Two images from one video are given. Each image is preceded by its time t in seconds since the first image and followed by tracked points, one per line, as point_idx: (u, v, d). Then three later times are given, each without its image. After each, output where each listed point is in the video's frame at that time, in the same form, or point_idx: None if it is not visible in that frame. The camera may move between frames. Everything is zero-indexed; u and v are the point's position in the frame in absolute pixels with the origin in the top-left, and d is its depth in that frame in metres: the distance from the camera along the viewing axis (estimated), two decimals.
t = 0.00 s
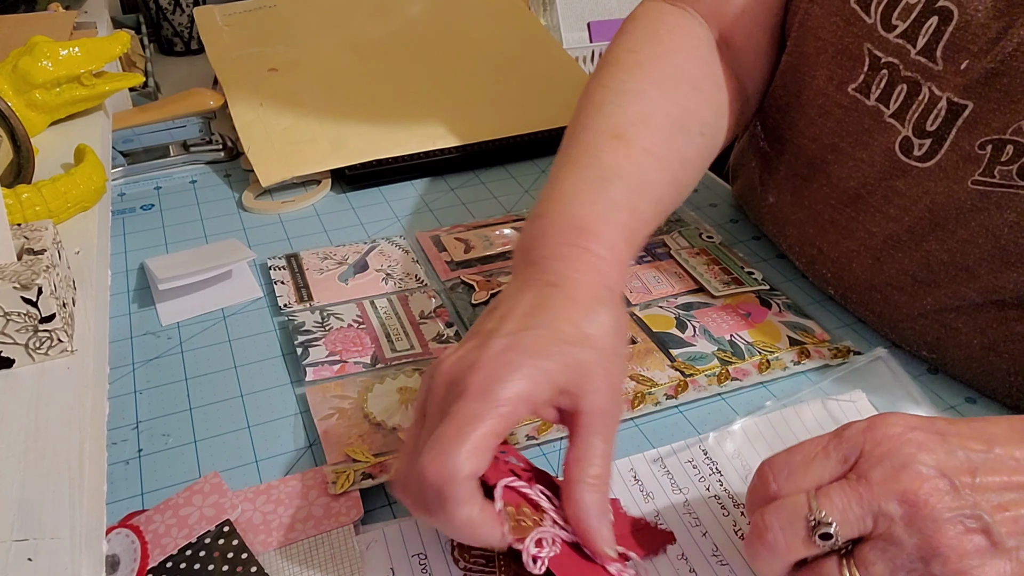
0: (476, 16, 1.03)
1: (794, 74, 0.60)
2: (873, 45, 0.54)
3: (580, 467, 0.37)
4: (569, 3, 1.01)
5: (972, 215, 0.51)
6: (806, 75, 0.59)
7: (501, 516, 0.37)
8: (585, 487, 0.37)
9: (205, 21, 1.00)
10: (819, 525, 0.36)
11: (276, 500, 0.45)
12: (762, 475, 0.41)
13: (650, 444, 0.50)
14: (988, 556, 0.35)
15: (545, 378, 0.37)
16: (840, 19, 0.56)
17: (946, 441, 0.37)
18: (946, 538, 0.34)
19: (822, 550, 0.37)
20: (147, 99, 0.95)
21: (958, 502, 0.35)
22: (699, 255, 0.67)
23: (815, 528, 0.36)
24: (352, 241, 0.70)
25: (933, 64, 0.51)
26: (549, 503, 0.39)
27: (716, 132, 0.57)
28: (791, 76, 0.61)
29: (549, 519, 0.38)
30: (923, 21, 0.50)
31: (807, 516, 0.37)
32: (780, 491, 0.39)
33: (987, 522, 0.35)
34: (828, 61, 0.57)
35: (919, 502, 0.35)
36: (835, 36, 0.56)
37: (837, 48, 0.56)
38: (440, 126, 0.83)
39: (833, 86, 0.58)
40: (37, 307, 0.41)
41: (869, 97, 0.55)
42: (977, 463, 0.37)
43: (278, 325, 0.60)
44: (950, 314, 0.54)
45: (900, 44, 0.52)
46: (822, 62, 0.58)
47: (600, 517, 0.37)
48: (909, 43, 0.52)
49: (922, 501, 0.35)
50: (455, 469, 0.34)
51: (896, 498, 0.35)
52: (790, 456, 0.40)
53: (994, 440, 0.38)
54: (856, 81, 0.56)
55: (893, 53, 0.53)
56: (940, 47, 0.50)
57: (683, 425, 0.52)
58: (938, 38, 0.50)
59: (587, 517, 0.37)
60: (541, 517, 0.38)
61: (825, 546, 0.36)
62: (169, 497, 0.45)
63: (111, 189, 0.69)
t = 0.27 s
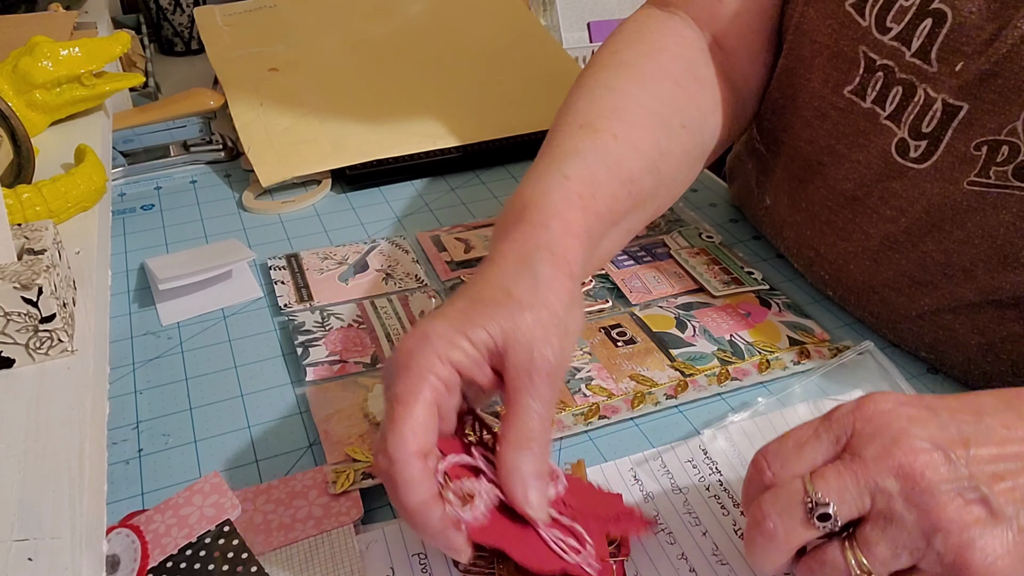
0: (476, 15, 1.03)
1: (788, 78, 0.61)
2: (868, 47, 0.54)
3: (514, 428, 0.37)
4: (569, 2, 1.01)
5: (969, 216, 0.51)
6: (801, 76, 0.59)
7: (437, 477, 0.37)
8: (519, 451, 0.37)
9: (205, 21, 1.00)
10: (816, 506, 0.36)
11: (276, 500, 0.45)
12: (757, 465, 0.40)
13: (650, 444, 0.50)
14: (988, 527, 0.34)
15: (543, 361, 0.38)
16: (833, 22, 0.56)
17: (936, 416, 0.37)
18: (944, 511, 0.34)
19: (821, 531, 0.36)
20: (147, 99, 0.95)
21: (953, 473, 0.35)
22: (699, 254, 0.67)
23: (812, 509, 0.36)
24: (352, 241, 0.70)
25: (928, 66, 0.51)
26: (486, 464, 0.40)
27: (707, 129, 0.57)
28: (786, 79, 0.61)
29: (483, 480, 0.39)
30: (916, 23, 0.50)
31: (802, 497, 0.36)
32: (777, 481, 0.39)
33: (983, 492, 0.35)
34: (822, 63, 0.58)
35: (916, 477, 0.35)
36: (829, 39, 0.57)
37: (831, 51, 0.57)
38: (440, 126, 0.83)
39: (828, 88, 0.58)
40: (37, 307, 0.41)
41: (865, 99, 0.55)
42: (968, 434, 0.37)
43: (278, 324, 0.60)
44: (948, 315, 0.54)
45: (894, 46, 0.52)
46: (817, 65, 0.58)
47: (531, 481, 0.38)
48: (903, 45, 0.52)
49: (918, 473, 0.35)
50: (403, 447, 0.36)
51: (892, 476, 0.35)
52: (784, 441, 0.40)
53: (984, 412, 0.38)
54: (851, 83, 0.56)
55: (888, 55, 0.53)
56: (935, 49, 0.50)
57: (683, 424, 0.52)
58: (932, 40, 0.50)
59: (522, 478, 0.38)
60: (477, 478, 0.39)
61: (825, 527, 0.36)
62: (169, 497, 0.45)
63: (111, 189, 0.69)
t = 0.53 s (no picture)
0: (476, 15, 1.03)
1: (791, 77, 0.61)
2: (867, 45, 0.54)
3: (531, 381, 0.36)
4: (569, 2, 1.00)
5: (968, 214, 0.51)
6: (802, 75, 0.59)
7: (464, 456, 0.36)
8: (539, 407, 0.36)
9: (205, 21, 1.00)
10: (829, 521, 0.37)
11: (276, 500, 0.45)
12: (763, 461, 0.40)
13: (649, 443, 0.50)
14: (993, 525, 0.34)
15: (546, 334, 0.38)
16: (835, 20, 0.56)
17: (939, 411, 0.37)
18: (946, 509, 0.34)
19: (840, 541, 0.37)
20: (147, 99, 0.95)
21: (956, 469, 0.35)
22: (699, 255, 0.67)
23: (826, 525, 0.37)
24: (352, 241, 0.70)
25: (926, 63, 0.51)
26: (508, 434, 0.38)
27: (703, 125, 0.57)
28: (788, 78, 0.61)
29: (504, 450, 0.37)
30: (915, 21, 0.50)
31: (815, 512, 0.38)
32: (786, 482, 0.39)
33: (988, 490, 0.34)
34: (823, 62, 0.57)
35: (919, 474, 0.35)
36: (830, 37, 0.56)
37: (831, 49, 0.57)
38: (440, 126, 0.83)
39: (828, 87, 0.58)
40: (37, 307, 0.41)
41: (864, 97, 0.55)
42: (973, 430, 0.36)
43: (278, 325, 0.60)
44: (948, 314, 0.54)
45: (893, 44, 0.52)
46: (817, 63, 0.58)
47: (549, 435, 0.35)
48: (902, 43, 0.52)
49: (921, 470, 0.35)
50: (435, 426, 0.35)
51: (894, 473, 0.35)
52: (789, 439, 0.40)
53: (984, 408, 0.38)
54: (851, 81, 0.56)
55: (887, 53, 0.53)
56: (934, 47, 0.50)
57: (683, 425, 0.52)
58: (931, 38, 0.50)
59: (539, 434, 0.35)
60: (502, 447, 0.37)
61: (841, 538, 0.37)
62: (169, 497, 0.45)
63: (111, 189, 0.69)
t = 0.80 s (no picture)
0: (476, 15, 1.03)
1: (795, 75, 0.60)
2: (873, 43, 0.54)
3: (586, 379, 0.37)
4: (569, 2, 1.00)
5: (973, 211, 0.51)
6: (807, 73, 0.59)
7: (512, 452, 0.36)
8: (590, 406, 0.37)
9: (205, 21, 1.00)
10: (812, 485, 0.37)
11: (276, 500, 0.45)
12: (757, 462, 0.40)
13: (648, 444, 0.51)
14: (977, 503, 0.34)
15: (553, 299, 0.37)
16: (840, 18, 0.55)
17: (934, 396, 0.37)
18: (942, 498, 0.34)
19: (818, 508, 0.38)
20: (147, 99, 0.95)
21: (945, 447, 0.35)
22: (699, 254, 0.67)
23: (809, 489, 0.37)
24: (352, 241, 0.70)
25: (933, 61, 0.51)
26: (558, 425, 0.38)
27: (714, 127, 0.57)
28: (793, 76, 0.61)
29: (548, 445, 0.38)
30: (922, 18, 0.50)
31: (800, 476, 0.38)
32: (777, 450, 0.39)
33: (975, 469, 0.34)
34: (828, 60, 0.57)
35: (905, 448, 0.35)
36: (836, 35, 0.56)
37: (837, 47, 0.56)
38: (440, 126, 0.83)
39: (834, 84, 0.58)
40: (37, 307, 0.41)
41: (870, 95, 0.55)
42: (966, 416, 0.36)
43: (278, 325, 0.60)
44: (952, 312, 0.54)
45: (899, 41, 0.52)
46: (823, 61, 0.58)
47: (594, 438, 0.37)
48: (908, 41, 0.52)
49: (909, 445, 0.35)
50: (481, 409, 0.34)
51: (881, 446, 0.36)
52: (789, 426, 0.39)
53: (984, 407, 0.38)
54: (857, 79, 0.56)
55: (893, 50, 0.53)
56: (940, 44, 0.50)
57: (681, 426, 0.52)
58: (937, 36, 0.50)
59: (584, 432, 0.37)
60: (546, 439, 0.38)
61: (820, 505, 0.37)
62: (169, 497, 0.45)
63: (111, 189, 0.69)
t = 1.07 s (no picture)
0: (476, 15, 1.03)
1: (796, 73, 0.60)
2: (873, 39, 0.54)
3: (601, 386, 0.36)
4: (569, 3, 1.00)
5: (973, 208, 0.51)
6: (807, 70, 0.59)
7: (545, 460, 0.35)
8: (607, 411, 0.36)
9: (205, 22, 1.00)
10: (803, 453, 0.37)
11: (276, 500, 0.45)
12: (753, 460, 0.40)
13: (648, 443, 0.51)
14: (972, 493, 0.34)
15: (571, 302, 0.35)
16: (841, 15, 0.56)
17: (937, 390, 0.38)
18: (940, 498, 0.34)
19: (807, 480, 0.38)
20: (147, 99, 0.95)
21: (945, 435, 0.35)
22: (699, 254, 0.67)
23: (799, 456, 0.38)
24: (352, 240, 0.70)
25: (933, 57, 0.51)
26: (565, 421, 0.36)
27: (714, 127, 0.57)
28: (794, 73, 0.61)
29: (564, 446, 0.36)
30: (923, 14, 0.50)
31: (793, 446, 0.38)
32: (777, 425, 0.40)
33: (973, 459, 0.35)
34: (829, 56, 0.57)
35: (906, 431, 0.35)
36: (836, 32, 0.56)
37: (837, 44, 0.56)
38: (441, 126, 0.83)
39: (834, 81, 0.58)
40: (37, 307, 0.41)
41: (870, 92, 0.55)
42: (965, 416, 0.36)
43: (278, 324, 0.60)
44: (952, 310, 0.54)
45: (900, 38, 0.52)
46: (823, 58, 0.58)
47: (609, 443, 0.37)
48: (909, 37, 0.52)
49: (909, 429, 0.35)
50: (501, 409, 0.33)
51: (881, 427, 0.36)
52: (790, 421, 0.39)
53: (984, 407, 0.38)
54: (857, 76, 0.56)
55: (893, 47, 0.53)
56: (940, 40, 0.50)
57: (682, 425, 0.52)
58: (937, 32, 0.50)
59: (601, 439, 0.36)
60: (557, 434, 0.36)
61: (810, 476, 0.37)
62: (169, 497, 0.45)
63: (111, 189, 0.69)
